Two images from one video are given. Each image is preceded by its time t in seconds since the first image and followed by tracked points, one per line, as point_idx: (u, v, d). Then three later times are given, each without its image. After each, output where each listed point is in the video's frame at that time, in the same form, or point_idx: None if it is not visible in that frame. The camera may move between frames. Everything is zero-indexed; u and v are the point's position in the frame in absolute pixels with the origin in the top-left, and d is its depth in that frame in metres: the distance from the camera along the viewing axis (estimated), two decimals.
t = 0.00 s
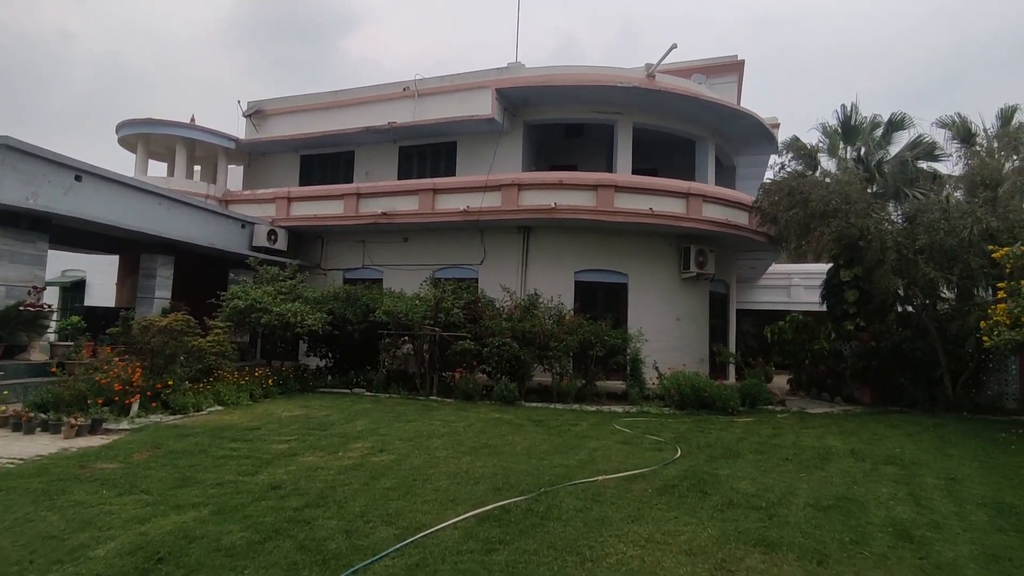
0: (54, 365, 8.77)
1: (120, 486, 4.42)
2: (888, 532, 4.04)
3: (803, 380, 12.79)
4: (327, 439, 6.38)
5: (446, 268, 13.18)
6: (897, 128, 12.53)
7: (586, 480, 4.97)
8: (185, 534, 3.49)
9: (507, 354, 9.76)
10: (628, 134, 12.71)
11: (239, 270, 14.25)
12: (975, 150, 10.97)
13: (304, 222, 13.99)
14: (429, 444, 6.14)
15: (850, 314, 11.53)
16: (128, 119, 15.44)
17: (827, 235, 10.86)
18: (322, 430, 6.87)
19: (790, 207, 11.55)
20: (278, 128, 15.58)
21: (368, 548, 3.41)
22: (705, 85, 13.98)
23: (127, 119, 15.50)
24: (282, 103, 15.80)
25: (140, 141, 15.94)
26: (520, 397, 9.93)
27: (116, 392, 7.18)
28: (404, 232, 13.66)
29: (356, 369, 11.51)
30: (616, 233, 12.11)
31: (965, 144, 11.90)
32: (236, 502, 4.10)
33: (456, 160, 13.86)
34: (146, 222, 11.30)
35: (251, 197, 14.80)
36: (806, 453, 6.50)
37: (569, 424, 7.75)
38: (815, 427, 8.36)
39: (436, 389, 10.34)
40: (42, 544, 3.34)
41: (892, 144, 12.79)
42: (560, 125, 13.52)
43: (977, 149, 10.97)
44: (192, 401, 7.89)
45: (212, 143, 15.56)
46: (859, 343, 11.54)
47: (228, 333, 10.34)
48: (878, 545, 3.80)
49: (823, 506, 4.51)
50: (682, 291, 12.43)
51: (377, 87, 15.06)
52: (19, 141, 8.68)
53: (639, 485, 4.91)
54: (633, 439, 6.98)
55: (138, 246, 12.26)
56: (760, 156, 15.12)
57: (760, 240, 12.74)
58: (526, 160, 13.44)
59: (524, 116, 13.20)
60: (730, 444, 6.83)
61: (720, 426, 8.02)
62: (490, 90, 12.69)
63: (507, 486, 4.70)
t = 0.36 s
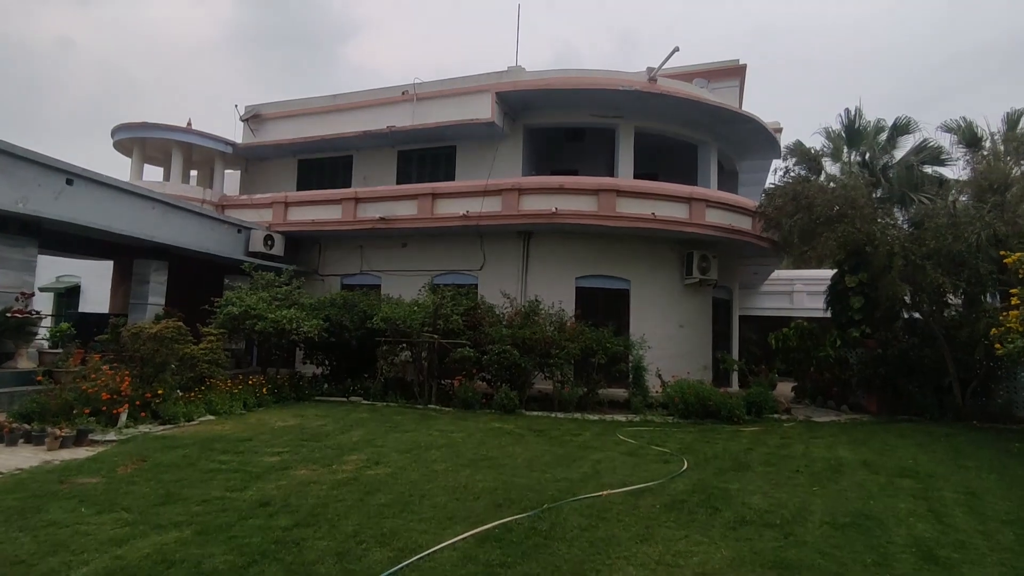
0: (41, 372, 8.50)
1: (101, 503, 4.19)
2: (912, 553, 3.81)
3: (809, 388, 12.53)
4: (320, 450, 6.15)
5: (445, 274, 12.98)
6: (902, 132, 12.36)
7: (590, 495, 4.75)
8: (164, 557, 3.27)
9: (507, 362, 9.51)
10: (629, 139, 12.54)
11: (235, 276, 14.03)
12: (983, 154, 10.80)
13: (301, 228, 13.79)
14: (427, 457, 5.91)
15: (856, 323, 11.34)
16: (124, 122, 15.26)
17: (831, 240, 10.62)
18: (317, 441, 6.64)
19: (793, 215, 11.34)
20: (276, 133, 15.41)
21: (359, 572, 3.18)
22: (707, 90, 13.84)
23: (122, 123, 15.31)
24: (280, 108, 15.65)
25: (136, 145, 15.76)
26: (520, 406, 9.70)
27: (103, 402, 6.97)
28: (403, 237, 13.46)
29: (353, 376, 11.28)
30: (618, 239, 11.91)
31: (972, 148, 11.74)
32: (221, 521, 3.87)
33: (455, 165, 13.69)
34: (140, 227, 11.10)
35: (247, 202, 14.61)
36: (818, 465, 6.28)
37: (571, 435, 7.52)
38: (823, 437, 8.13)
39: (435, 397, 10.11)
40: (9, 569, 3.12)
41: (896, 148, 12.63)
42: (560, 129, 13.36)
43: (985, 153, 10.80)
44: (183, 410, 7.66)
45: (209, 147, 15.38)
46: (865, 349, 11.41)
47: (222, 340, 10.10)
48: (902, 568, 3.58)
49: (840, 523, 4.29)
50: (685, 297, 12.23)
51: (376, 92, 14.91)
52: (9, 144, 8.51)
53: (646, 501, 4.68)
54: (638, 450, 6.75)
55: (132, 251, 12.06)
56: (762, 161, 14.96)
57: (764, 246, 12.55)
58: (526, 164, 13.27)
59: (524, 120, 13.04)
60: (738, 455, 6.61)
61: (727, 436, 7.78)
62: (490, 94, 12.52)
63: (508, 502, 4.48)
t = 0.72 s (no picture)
0: (39, 377, 8.35)
1: (93, 513, 4.02)
2: (949, 567, 3.59)
3: (821, 392, 12.26)
4: (323, 457, 5.97)
5: (450, 277, 12.80)
6: (915, 131, 12.13)
7: (604, 505, 4.54)
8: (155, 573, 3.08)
9: (514, 366, 9.31)
10: (636, 139, 12.36)
11: (238, 279, 13.86)
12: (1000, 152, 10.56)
13: (305, 230, 13.64)
14: (433, 463, 5.71)
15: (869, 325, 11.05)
16: (127, 125, 15.17)
17: (844, 241, 10.50)
18: (319, 447, 6.45)
19: (806, 213, 11.17)
20: (279, 135, 15.30)
21: None
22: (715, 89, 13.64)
23: (125, 125, 15.23)
24: (284, 110, 15.54)
25: (139, 148, 15.67)
26: (527, 411, 9.49)
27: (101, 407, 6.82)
28: (407, 240, 13.30)
29: (356, 380, 11.10)
30: (625, 240, 11.71)
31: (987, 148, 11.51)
32: (217, 533, 3.69)
33: (460, 166, 13.53)
34: (141, 229, 10.96)
35: (251, 204, 14.48)
36: (838, 472, 6.05)
37: (581, 440, 7.31)
38: (839, 442, 7.89)
39: (440, 402, 9.91)
40: None
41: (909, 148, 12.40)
42: (566, 130, 13.19)
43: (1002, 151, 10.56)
44: (183, 415, 7.49)
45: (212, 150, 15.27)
46: (878, 352, 11.00)
47: (224, 344, 9.94)
48: None
49: (868, 535, 4.07)
50: (694, 300, 12.01)
51: (380, 93, 14.78)
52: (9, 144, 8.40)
53: (663, 510, 4.47)
54: (650, 456, 6.54)
55: (134, 254, 11.92)
56: (771, 162, 14.75)
57: (774, 247, 12.32)
58: (532, 165, 13.10)
59: (530, 121, 12.88)
60: (755, 461, 6.38)
61: (740, 441, 7.56)
62: (495, 94, 12.37)
63: (519, 513, 4.27)
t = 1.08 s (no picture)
0: (48, 384, 8.28)
1: (95, 529, 3.84)
2: None
3: (850, 397, 11.81)
4: (335, 466, 5.76)
5: (465, 280, 12.58)
6: (945, 125, 11.70)
7: (632, 521, 4.26)
8: None
9: (531, 370, 9.06)
10: (654, 137, 12.06)
11: (251, 283, 13.75)
12: None
13: (318, 233, 13.51)
14: (449, 474, 5.46)
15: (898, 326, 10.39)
16: (141, 130, 15.16)
17: (872, 240, 10.06)
18: (332, 456, 6.25)
19: (833, 212, 10.78)
20: (293, 138, 15.22)
21: None
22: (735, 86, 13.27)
23: (139, 130, 15.22)
24: (297, 113, 15.47)
25: (153, 153, 15.66)
26: (545, 417, 9.22)
27: (110, 414, 6.68)
28: (421, 242, 13.11)
29: (371, 385, 10.91)
30: (644, 241, 11.42)
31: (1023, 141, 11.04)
32: (222, 552, 3.48)
33: (474, 166, 13.32)
34: (154, 233, 10.88)
35: (265, 208, 14.40)
36: (877, 482, 5.71)
37: (602, 448, 7.04)
38: (873, 449, 7.52)
39: (456, 407, 9.69)
40: None
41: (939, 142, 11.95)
42: (582, 129, 12.94)
43: None
44: (194, 423, 7.33)
45: (225, 154, 15.21)
46: (910, 356, 10.73)
47: (237, 349, 9.79)
48: None
49: (922, 557, 3.75)
50: (715, 302, 11.67)
51: (393, 95, 14.62)
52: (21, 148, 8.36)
53: (695, 527, 4.18)
54: (676, 465, 6.23)
55: (148, 259, 11.85)
56: (793, 160, 14.35)
57: (799, 246, 11.95)
58: (548, 165, 12.85)
59: (545, 120, 12.64)
60: (787, 471, 6.07)
61: (770, 449, 7.22)
62: (510, 93, 12.14)
63: (541, 530, 4.01)
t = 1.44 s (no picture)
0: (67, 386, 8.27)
1: (102, 539, 3.68)
2: None
3: (885, 400, 11.18)
4: (352, 471, 5.57)
5: (485, 280, 12.37)
6: (987, 115, 11.18)
7: (666, 533, 3.98)
8: None
9: (553, 372, 8.81)
10: (679, 132, 11.72)
11: (271, 284, 13.69)
12: None
13: (337, 234, 13.41)
14: (470, 481, 5.24)
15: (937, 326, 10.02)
16: (163, 133, 15.24)
17: (910, 236, 9.51)
18: (349, 460, 6.07)
19: (866, 208, 10.21)
20: (312, 139, 15.19)
21: None
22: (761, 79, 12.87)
23: (161, 133, 15.30)
24: (316, 114, 15.43)
25: (174, 155, 15.73)
26: (569, 420, 8.96)
27: (126, 417, 6.58)
28: (440, 243, 12.94)
29: (390, 388, 10.75)
30: (668, 239, 11.09)
31: None
32: (232, 565, 3.29)
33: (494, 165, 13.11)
34: (173, 234, 10.85)
35: (284, 209, 14.36)
36: (926, 492, 5.35)
37: (628, 453, 6.76)
38: (915, 455, 7.13)
39: (476, 410, 9.47)
40: None
41: (980, 133, 11.39)
42: (604, 125, 12.66)
43: None
44: (211, 425, 7.21)
45: (245, 155, 15.21)
46: (949, 356, 10.15)
47: (255, 350, 9.69)
48: None
49: None
50: (743, 302, 11.28)
51: (412, 94, 14.48)
52: (42, 150, 8.37)
53: (734, 541, 3.89)
54: (707, 472, 5.92)
55: (168, 260, 11.85)
56: (822, 155, 13.90)
57: (830, 244, 11.51)
58: (568, 163, 12.59)
59: (566, 117, 12.38)
60: (827, 479, 5.73)
61: (805, 455, 6.86)
62: (530, 90, 11.91)
63: (569, 543, 3.75)
